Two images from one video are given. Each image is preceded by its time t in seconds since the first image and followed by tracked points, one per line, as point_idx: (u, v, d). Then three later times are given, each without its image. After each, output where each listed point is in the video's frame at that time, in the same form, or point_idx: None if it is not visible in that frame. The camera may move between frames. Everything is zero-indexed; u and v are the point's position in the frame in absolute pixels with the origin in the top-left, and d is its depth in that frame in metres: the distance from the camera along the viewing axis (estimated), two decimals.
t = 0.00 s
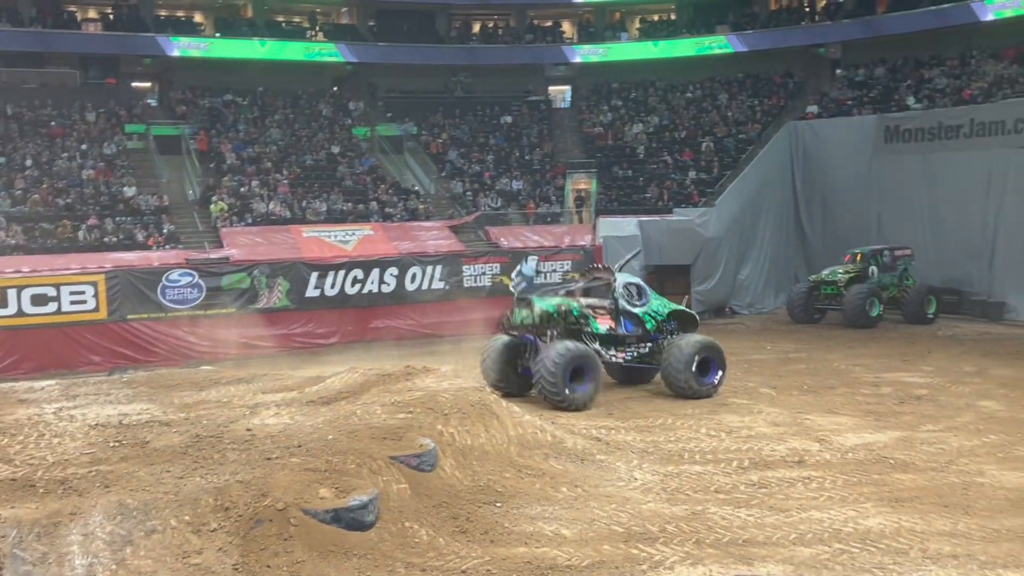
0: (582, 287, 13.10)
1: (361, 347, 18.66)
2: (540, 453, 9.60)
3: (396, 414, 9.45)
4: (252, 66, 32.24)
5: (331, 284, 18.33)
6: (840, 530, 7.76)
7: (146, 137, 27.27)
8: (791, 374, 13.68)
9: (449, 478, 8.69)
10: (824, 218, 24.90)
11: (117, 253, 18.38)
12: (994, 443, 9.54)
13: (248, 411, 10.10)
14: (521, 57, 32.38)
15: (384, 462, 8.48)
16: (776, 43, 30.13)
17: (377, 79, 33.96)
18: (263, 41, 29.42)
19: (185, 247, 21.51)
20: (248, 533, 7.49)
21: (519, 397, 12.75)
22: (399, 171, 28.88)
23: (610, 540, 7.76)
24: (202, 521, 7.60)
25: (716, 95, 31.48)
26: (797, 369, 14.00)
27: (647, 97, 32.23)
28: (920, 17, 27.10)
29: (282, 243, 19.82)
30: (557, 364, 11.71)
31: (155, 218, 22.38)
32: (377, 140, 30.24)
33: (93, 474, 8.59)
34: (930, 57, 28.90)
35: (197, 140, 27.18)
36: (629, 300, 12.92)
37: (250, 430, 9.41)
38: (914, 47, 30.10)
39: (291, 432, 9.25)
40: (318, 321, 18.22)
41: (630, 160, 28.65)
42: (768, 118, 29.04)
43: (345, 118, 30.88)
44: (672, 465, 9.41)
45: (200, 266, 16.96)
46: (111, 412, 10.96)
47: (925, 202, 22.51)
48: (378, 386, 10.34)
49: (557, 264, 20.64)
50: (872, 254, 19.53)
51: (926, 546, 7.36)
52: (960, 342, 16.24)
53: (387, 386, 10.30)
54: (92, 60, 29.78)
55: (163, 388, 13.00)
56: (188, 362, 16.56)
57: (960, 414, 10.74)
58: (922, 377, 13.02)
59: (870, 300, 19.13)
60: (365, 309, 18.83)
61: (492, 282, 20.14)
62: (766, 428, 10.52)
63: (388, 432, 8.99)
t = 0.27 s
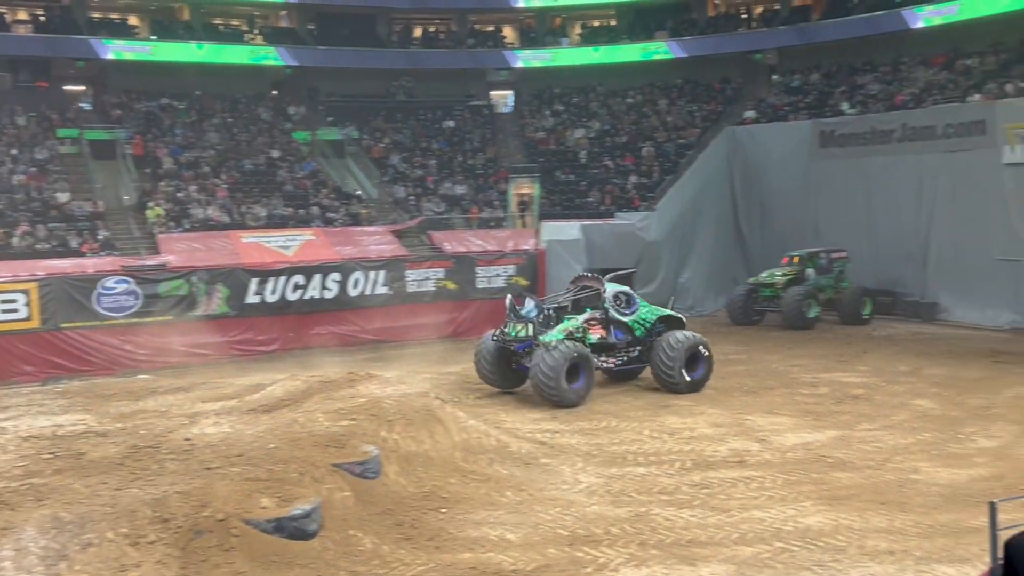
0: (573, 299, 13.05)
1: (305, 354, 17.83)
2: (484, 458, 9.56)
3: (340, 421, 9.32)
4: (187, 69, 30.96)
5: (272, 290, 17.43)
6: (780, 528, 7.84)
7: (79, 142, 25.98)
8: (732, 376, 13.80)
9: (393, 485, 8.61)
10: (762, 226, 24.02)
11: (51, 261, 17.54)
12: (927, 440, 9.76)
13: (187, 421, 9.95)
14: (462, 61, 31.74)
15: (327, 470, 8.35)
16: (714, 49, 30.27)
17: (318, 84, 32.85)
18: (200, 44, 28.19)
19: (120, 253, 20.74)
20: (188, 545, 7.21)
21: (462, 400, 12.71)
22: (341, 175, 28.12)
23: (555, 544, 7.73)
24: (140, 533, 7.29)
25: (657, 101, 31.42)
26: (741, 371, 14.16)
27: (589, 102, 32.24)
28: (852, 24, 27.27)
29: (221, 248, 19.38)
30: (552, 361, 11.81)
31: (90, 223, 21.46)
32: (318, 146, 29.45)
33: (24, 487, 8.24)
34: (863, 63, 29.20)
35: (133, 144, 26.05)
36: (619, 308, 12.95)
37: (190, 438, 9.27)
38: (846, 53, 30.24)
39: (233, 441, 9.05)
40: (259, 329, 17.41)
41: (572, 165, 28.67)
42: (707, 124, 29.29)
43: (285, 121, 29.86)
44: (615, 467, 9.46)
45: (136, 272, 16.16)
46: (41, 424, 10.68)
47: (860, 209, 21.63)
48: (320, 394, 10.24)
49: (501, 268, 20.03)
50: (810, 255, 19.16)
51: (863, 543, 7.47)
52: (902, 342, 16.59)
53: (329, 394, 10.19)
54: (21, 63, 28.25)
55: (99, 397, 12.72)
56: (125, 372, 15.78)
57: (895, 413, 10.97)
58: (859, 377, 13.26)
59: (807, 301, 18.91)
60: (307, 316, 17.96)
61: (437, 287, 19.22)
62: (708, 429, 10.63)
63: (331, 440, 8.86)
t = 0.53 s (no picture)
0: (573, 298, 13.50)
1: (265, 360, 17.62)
2: (449, 463, 9.55)
3: (303, 427, 9.18)
4: (147, 72, 30.70)
5: (233, 296, 17.23)
6: (743, 530, 7.87)
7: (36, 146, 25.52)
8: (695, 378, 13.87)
9: (356, 491, 8.50)
10: (723, 229, 24.13)
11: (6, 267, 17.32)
12: (886, 441, 9.88)
13: (148, 429, 9.84)
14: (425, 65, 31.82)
15: (289, 477, 8.19)
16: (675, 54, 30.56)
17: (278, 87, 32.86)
18: (159, 47, 27.96)
19: (77, 258, 20.49)
20: (148, 554, 7.04)
21: (427, 405, 12.67)
22: (301, 178, 27.87)
23: (520, 548, 7.69)
24: (99, 543, 7.16)
25: (619, 105, 31.71)
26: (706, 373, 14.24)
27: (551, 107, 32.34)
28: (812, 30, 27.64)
29: (181, 253, 19.24)
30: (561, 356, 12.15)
31: (48, 229, 21.19)
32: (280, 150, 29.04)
33: None
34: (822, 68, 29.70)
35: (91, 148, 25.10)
36: (619, 304, 13.29)
37: (150, 446, 9.09)
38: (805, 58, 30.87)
39: (193, 448, 8.89)
40: (219, 335, 17.22)
41: (535, 169, 28.41)
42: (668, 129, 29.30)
43: (245, 125, 29.57)
44: (580, 470, 9.48)
45: (94, 278, 15.99)
46: None
47: (818, 213, 21.83)
48: (283, 400, 10.15)
49: (465, 272, 19.68)
50: (769, 259, 19.39)
51: (825, 543, 7.52)
52: (867, 343, 16.80)
53: (293, 400, 10.09)
54: None
55: (57, 406, 12.56)
56: (83, 378, 15.65)
57: (854, 414, 11.10)
58: (820, 379, 13.40)
59: (768, 304, 18.86)
60: (268, 321, 17.76)
61: (401, 292, 19.03)
62: (671, 431, 10.69)
63: (293, 446, 8.71)
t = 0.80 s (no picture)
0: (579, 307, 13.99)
1: (232, 365, 17.48)
2: (418, 469, 9.53)
3: (271, 433, 9.05)
4: (113, 75, 30.36)
5: (199, 300, 17.15)
6: (712, 533, 7.90)
7: None
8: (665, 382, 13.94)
9: (325, 497, 8.43)
10: (691, 234, 24.38)
11: None
12: (852, 444, 9.98)
13: (114, 435, 9.70)
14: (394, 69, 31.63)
15: (257, 483, 8.08)
16: (641, 60, 30.78)
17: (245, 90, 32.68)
18: (125, 50, 27.65)
19: (40, 263, 20.20)
20: (113, 562, 6.89)
21: (396, 410, 12.62)
22: (268, 180, 27.48)
23: (490, 553, 7.67)
24: (63, 552, 7.00)
25: (588, 110, 31.79)
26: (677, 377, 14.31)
27: (521, 112, 32.31)
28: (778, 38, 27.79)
29: (148, 257, 19.04)
30: (568, 353, 12.72)
31: (10, 233, 20.84)
32: (247, 153, 28.24)
33: None
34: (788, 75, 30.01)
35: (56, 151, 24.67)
36: (623, 307, 13.69)
37: (116, 453, 8.92)
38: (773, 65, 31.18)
39: (159, 455, 8.73)
40: (186, 340, 17.08)
41: (505, 174, 28.36)
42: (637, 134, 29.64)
43: (213, 129, 29.12)
44: (550, 475, 9.48)
45: (58, 283, 15.81)
46: None
47: (784, 218, 22.05)
48: (251, 406, 10.04)
49: (435, 277, 19.64)
50: (737, 264, 19.54)
51: (792, 546, 7.56)
52: (839, 346, 16.99)
53: (262, 406, 9.99)
54: None
55: (19, 413, 12.35)
56: (46, 384, 15.36)
57: (821, 417, 11.21)
58: (787, 382, 13.51)
59: (735, 308, 18.89)
60: (234, 326, 17.65)
61: (369, 297, 18.98)
62: (639, 435, 10.73)
63: (261, 452, 8.60)
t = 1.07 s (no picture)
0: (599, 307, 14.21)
1: (205, 370, 17.35)
2: (392, 474, 9.50)
3: (243, 438, 8.95)
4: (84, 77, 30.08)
5: (171, 304, 17.03)
6: (685, 537, 7.91)
7: None
8: (638, 387, 13.96)
9: (298, 503, 8.37)
10: (666, 241, 24.24)
11: None
12: (824, 448, 10.05)
13: (83, 441, 9.61)
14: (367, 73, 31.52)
15: (229, 489, 7.97)
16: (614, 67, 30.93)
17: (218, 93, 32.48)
18: (97, 51, 27.50)
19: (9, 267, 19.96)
20: (81, 569, 6.72)
21: (370, 415, 12.57)
22: (241, 184, 27.37)
23: (463, 558, 7.64)
24: (31, 559, 6.88)
25: (563, 116, 31.88)
26: (652, 382, 14.32)
27: (496, 117, 32.34)
28: (749, 45, 27.95)
29: (119, 261, 18.85)
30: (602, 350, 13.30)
31: None
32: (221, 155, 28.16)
33: None
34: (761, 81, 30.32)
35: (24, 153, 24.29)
36: (641, 307, 13.89)
37: (85, 459, 8.78)
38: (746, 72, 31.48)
39: (130, 460, 8.60)
40: (157, 344, 16.93)
41: (480, 178, 28.28)
42: (612, 140, 29.69)
43: (185, 131, 28.78)
44: (524, 480, 9.48)
45: (26, 287, 15.65)
46: None
47: (758, 225, 22.16)
48: (223, 410, 9.97)
49: (410, 281, 19.64)
50: (710, 269, 19.55)
51: (765, 550, 7.58)
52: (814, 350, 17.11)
53: (234, 410, 9.93)
54: None
55: None
56: (14, 390, 15.18)
57: (793, 422, 11.28)
58: (760, 387, 13.58)
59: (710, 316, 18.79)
60: (206, 330, 17.53)
61: (343, 301, 18.91)
62: (613, 440, 10.75)
63: (234, 457, 8.48)
